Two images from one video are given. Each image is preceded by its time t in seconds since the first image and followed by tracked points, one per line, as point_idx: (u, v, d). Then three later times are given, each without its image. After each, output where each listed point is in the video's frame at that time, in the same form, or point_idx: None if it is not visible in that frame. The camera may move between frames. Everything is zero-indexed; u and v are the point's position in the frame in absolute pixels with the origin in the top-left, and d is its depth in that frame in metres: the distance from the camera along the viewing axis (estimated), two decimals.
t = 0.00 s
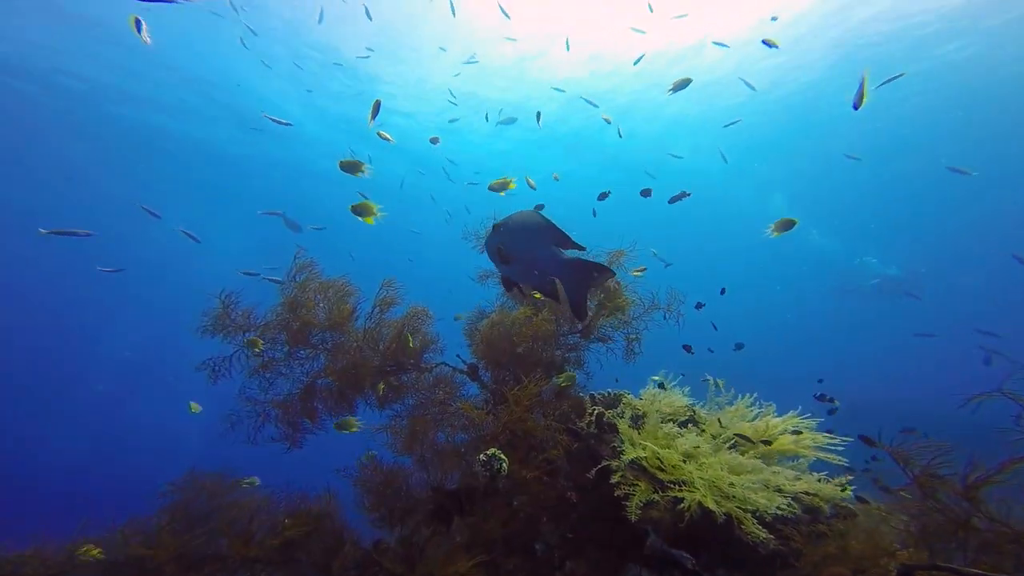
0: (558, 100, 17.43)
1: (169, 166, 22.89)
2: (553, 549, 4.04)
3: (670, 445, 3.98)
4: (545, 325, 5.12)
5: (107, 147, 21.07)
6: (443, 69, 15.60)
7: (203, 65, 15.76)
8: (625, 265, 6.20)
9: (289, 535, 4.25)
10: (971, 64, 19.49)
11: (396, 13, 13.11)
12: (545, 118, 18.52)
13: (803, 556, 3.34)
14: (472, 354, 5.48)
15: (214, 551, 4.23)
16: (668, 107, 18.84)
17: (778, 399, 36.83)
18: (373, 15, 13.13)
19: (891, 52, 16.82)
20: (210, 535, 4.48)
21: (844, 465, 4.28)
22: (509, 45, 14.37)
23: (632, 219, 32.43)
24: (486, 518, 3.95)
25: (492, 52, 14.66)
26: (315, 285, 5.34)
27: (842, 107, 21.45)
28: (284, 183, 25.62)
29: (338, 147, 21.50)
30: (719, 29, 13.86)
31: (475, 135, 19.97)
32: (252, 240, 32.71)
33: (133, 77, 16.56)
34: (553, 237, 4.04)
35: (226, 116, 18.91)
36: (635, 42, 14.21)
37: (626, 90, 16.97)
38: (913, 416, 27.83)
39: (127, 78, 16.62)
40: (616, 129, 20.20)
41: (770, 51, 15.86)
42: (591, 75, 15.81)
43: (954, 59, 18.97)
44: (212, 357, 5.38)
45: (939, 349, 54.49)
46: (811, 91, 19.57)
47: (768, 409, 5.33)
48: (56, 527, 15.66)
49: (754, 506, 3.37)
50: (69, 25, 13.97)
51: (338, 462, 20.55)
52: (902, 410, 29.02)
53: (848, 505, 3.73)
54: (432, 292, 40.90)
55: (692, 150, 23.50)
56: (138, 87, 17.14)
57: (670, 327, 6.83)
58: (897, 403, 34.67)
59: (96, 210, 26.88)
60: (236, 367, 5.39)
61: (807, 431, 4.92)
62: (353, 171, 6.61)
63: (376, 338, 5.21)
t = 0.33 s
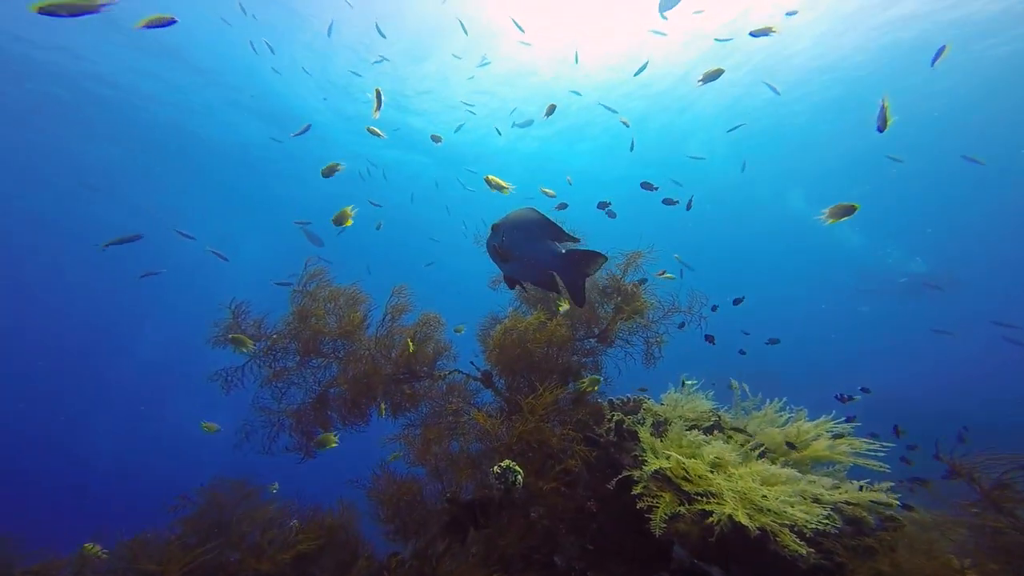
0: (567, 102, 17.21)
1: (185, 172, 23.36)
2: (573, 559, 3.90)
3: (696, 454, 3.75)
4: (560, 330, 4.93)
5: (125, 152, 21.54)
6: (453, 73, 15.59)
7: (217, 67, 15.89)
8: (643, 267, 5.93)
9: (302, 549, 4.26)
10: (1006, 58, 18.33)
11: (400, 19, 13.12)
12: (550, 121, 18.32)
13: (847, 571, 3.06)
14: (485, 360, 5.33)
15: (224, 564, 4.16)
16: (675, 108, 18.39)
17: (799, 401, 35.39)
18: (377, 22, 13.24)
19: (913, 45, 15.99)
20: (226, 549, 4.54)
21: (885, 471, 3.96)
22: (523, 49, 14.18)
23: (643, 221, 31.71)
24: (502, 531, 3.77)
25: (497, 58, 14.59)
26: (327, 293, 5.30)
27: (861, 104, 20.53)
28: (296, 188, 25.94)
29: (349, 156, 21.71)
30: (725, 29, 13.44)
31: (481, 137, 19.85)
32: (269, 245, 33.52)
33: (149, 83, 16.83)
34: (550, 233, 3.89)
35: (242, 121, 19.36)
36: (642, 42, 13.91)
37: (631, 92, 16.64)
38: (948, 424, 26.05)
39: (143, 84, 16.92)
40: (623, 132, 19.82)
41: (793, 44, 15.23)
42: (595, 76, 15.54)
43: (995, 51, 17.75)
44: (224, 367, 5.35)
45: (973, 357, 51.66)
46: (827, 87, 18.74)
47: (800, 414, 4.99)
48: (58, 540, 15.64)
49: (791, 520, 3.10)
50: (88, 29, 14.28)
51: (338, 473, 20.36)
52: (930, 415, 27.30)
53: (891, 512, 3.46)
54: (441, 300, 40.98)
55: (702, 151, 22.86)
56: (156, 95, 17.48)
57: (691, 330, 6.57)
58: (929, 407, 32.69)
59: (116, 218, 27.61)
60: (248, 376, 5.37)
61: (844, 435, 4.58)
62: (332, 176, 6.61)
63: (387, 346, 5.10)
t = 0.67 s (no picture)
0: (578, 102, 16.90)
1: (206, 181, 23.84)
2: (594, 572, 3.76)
3: (726, 462, 3.51)
4: (576, 333, 4.73)
5: (149, 165, 22.05)
6: (464, 74, 15.42)
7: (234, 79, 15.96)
8: (662, 267, 5.68)
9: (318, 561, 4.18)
10: None
11: (409, 24, 13.00)
12: (560, 120, 18.03)
13: None
14: (499, 364, 5.18)
15: None
16: (686, 105, 17.82)
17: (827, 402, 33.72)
18: (386, 30, 13.27)
19: (949, 29, 15.13)
20: (245, 563, 4.54)
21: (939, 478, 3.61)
22: (538, 48, 13.94)
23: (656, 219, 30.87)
24: (520, 543, 3.60)
25: (508, 56, 14.38)
26: (341, 299, 5.23)
27: (892, 93, 19.38)
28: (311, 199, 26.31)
29: (363, 164, 21.85)
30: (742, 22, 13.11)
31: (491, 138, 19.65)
32: (286, 251, 34.21)
33: (171, 98, 17.05)
34: (544, 225, 4.05)
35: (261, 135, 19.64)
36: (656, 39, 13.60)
37: (644, 88, 16.29)
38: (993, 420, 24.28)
39: (165, 99, 17.14)
40: (635, 130, 19.26)
41: (820, 32, 14.49)
42: (606, 76, 15.24)
43: None
44: (240, 376, 5.34)
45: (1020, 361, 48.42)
46: (851, 78, 17.87)
47: (836, 417, 4.64)
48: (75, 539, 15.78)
49: (837, 534, 2.82)
50: (113, 46, 14.39)
51: (345, 480, 20.30)
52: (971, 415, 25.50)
53: (950, 524, 3.14)
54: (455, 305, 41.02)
55: (716, 148, 22.13)
56: (178, 110, 17.74)
57: (714, 330, 6.26)
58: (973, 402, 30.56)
59: (140, 226, 28.44)
60: (264, 384, 5.36)
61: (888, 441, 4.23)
62: (319, 181, 6.59)
63: (400, 352, 4.99)
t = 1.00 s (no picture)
0: (591, 102, 16.53)
1: (224, 187, 24.29)
2: None
3: (756, 472, 3.28)
4: (591, 337, 4.56)
5: (169, 174, 22.47)
6: (476, 79, 15.23)
7: (249, 90, 16.00)
8: (682, 268, 5.42)
9: None
10: None
11: (421, 27, 12.86)
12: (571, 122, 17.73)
13: None
14: (513, 369, 5.05)
15: None
16: (703, 102, 17.31)
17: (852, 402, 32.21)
18: (399, 36, 13.21)
19: (991, 13, 14.24)
20: None
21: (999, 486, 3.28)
22: (556, 51, 13.70)
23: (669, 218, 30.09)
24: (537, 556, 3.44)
25: (522, 59, 14.09)
26: (354, 304, 5.21)
27: (925, 82, 18.38)
28: (324, 205, 26.61)
29: (375, 169, 21.96)
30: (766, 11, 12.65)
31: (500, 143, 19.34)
32: (301, 255, 34.92)
33: (188, 110, 17.20)
34: (543, 220, 4.08)
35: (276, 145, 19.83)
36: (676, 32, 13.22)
37: (660, 85, 15.85)
38: None
39: (183, 111, 17.33)
40: (649, 128, 18.76)
41: (848, 24, 13.86)
42: (623, 74, 14.86)
43: None
44: (254, 383, 5.32)
45: None
46: (882, 68, 16.97)
47: (875, 422, 4.31)
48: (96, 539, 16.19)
49: (887, 552, 2.58)
50: (131, 59, 14.46)
51: (353, 483, 20.43)
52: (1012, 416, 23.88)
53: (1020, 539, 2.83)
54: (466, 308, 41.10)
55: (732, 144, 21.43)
56: (196, 121, 17.95)
57: (739, 333, 5.98)
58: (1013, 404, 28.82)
59: (162, 228, 29.56)
60: (278, 390, 5.34)
61: (934, 447, 3.90)
62: (306, 177, 6.38)
63: (413, 357, 4.95)
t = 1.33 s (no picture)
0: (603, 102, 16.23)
1: (236, 193, 24.67)
2: None
3: (784, 483, 3.05)
4: (605, 342, 4.37)
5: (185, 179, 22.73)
6: (489, 79, 15.08)
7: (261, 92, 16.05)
8: (698, 270, 5.25)
9: None
10: None
11: (435, 27, 12.80)
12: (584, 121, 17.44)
13: None
14: (523, 374, 4.91)
15: None
16: (720, 99, 16.88)
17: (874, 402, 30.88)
18: (413, 36, 13.18)
19: None
20: None
21: None
22: (569, 51, 13.53)
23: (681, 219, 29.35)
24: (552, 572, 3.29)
25: (537, 59, 13.90)
26: (363, 310, 5.11)
27: (950, 75, 17.65)
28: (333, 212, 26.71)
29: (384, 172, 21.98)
30: (786, 6, 12.28)
31: (508, 145, 19.05)
32: (310, 262, 35.31)
33: (202, 114, 17.31)
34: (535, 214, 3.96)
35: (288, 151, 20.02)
36: (697, 28, 12.98)
37: (677, 84, 15.49)
38: None
39: (196, 116, 17.45)
40: (661, 127, 18.37)
41: (867, 20, 13.39)
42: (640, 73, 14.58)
43: None
44: (262, 390, 5.24)
45: None
46: (913, 61, 16.27)
47: (910, 427, 4.02)
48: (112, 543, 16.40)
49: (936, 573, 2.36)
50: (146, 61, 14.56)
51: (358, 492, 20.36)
52: None
53: None
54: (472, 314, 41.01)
55: (747, 141, 20.86)
56: (209, 125, 18.08)
57: (760, 337, 5.72)
58: None
59: (176, 236, 30.11)
60: (285, 398, 5.25)
61: (976, 454, 3.63)
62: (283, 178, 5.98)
63: (421, 363, 4.84)
